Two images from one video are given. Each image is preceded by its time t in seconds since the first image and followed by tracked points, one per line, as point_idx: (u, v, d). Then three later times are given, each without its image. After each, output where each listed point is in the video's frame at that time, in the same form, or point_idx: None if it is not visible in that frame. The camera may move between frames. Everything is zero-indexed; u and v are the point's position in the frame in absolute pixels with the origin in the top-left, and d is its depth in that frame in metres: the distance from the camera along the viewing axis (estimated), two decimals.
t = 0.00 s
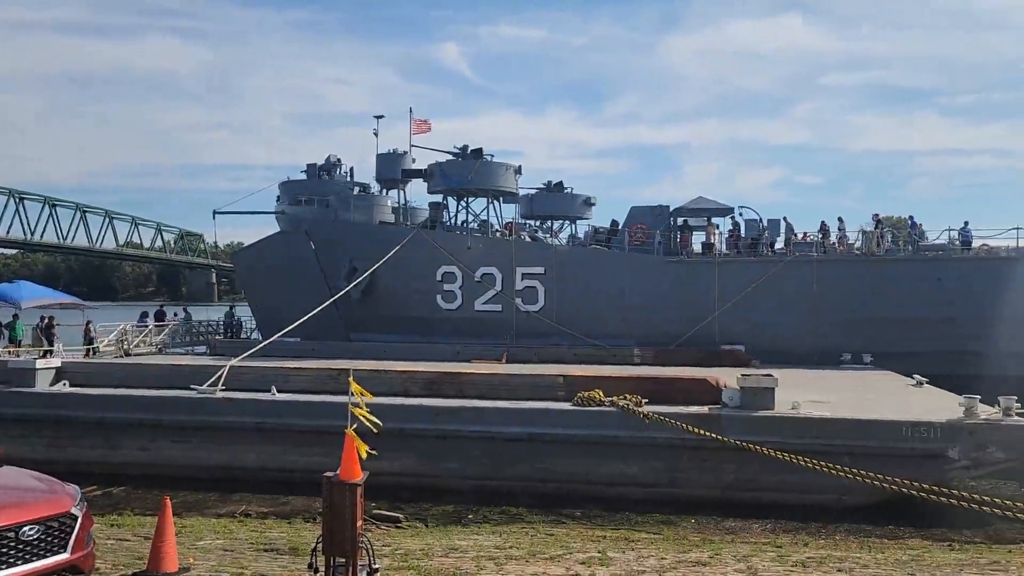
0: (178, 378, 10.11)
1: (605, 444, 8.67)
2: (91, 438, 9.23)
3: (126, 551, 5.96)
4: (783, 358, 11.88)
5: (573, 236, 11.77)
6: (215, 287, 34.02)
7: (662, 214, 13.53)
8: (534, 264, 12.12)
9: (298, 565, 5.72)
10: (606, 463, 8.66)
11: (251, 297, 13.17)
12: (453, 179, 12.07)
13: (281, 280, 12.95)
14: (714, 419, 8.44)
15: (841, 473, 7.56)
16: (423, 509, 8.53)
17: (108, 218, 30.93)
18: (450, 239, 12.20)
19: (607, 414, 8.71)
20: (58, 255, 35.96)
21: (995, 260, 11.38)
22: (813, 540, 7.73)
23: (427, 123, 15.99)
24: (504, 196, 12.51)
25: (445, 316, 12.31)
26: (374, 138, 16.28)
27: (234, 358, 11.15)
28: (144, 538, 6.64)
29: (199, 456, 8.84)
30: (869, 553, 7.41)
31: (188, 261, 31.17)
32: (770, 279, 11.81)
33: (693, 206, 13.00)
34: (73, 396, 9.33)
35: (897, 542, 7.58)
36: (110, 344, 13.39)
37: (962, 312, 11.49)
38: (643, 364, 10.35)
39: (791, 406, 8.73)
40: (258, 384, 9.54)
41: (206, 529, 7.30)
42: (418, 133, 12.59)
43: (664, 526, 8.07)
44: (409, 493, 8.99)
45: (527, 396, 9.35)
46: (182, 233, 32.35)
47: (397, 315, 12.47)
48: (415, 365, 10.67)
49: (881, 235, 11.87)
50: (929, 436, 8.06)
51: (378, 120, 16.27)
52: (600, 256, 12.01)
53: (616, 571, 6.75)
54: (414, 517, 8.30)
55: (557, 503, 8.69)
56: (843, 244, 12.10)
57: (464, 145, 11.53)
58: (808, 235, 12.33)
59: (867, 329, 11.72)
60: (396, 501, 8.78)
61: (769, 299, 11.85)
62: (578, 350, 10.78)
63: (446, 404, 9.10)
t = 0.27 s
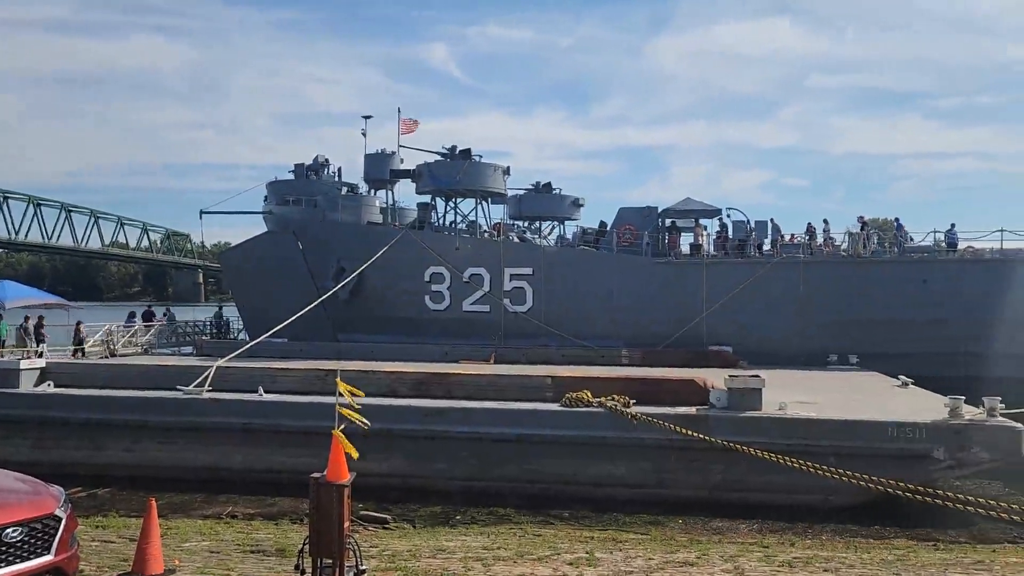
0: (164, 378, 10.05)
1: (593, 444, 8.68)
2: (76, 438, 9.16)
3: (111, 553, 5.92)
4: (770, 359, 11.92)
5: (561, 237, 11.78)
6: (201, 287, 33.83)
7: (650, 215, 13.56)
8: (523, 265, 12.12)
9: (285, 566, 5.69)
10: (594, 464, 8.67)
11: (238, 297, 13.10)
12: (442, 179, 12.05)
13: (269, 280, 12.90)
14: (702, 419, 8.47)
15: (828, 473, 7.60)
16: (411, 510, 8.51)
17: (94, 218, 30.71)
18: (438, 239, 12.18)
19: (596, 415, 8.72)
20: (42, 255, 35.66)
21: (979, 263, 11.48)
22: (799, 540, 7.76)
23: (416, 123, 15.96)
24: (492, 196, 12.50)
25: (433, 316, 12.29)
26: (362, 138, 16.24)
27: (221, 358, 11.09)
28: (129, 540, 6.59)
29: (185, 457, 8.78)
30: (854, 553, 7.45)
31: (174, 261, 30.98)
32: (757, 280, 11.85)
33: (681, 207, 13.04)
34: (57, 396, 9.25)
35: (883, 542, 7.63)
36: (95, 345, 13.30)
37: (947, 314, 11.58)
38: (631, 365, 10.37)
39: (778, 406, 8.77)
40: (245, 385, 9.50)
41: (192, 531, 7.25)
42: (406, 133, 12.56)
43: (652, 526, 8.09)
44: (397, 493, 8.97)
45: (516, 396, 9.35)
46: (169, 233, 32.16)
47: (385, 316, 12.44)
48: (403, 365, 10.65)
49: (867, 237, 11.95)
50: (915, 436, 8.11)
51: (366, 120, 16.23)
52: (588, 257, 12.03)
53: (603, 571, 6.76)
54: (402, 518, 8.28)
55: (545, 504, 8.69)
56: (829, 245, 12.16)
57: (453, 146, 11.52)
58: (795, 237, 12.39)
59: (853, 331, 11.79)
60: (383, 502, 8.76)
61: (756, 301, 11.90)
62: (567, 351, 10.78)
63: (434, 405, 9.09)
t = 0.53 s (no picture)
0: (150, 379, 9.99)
1: (581, 445, 8.69)
2: (60, 440, 9.09)
3: (95, 555, 5.87)
4: (757, 360, 11.97)
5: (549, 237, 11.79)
6: (187, 288, 33.65)
7: (638, 216, 13.59)
8: (510, 266, 12.12)
9: (271, 568, 5.66)
10: (582, 464, 8.68)
11: (224, 297, 13.04)
12: (429, 179, 12.03)
13: (255, 280, 12.84)
14: (689, 420, 8.49)
15: (813, 473, 7.64)
16: (397, 511, 8.49)
17: (79, 218, 30.49)
18: (425, 239, 12.16)
19: (583, 415, 8.73)
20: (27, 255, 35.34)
21: (964, 265, 11.57)
22: (785, 540, 7.80)
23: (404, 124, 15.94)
24: (480, 197, 12.50)
25: (420, 317, 12.27)
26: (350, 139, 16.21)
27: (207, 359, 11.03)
28: (113, 542, 6.54)
29: (170, 458, 8.73)
30: (840, 553, 7.49)
31: (160, 261, 30.80)
32: (744, 282, 11.90)
33: (668, 209, 13.09)
34: (41, 397, 9.18)
35: (868, 542, 7.67)
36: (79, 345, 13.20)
37: (932, 315, 11.66)
38: (618, 366, 10.39)
39: (765, 407, 8.80)
40: (231, 385, 9.45)
41: (177, 532, 7.21)
42: (394, 133, 12.54)
43: (639, 527, 8.10)
44: (384, 494, 8.94)
45: (503, 396, 9.35)
46: (155, 233, 31.96)
47: (372, 316, 12.41)
48: (390, 366, 10.62)
49: (853, 239, 12.03)
50: (900, 436, 8.16)
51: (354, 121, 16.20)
52: (576, 258, 12.04)
53: (590, 572, 6.77)
54: (389, 519, 8.26)
55: (532, 504, 8.69)
56: (815, 247, 12.23)
57: (440, 146, 11.51)
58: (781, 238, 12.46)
59: (839, 332, 11.85)
60: (370, 503, 8.73)
61: (743, 302, 11.95)
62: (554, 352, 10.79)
63: (421, 405, 9.07)
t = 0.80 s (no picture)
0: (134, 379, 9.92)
1: (567, 445, 8.70)
2: (43, 440, 9.01)
3: (77, 557, 5.83)
4: (742, 360, 12.02)
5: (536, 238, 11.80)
6: (172, 287, 33.45)
7: (625, 217, 13.61)
8: (497, 266, 12.12)
9: (255, 569, 5.64)
10: (568, 465, 8.69)
11: (209, 297, 12.96)
12: (416, 179, 12.01)
13: (241, 280, 12.78)
14: (675, 420, 8.51)
15: (798, 473, 7.68)
16: (384, 512, 8.48)
17: (62, 217, 30.23)
18: (412, 239, 12.14)
19: (570, 415, 8.74)
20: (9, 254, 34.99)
21: (947, 266, 11.67)
22: (770, 540, 7.83)
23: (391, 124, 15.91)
24: (467, 197, 12.49)
25: (407, 317, 12.25)
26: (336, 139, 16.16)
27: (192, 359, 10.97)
28: (96, 544, 6.50)
29: (155, 459, 8.68)
30: (824, 552, 7.54)
31: (145, 261, 30.60)
32: (730, 282, 11.95)
33: (654, 210, 13.13)
34: (23, 398, 9.10)
35: (852, 541, 7.72)
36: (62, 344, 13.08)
37: (915, 316, 11.75)
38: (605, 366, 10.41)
39: (750, 407, 8.84)
40: (216, 386, 9.40)
41: (162, 534, 7.17)
42: (381, 133, 12.51)
43: (625, 527, 8.12)
44: (370, 495, 8.92)
45: (490, 397, 9.34)
46: (140, 232, 31.75)
47: (358, 316, 12.38)
48: (377, 366, 10.60)
49: (838, 240, 12.10)
50: (883, 436, 8.22)
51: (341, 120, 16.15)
52: (563, 258, 12.06)
53: (576, 572, 6.78)
54: (375, 520, 8.25)
55: (519, 505, 8.69)
56: (801, 248, 12.30)
57: (427, 146, 11.49)
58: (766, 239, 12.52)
59: (824, 333, 11.92)
60: (356, 504, 8.71)
61: (728, 302, 12.00)
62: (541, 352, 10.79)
63: (408, 406, 9.05)
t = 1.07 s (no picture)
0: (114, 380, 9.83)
1: (551, 446, 8.71)
2: (21, 442, 8.91)
3: (56, 559, 5.76)
4: (725, 361, 12.07)
5: (520, 238, 11.80)
6: (152, 287, 33.17)
7: (608, 217, 13.64)
8: (481, 267, 12.11)
9: (236, 571, 5.60)
10: (552, 465, 8.70)
11: (190, 297, 12.86)
12: (400, 179, 11.98)
13: (222, 280, 12.69)
14: (658, 420, 8.54)
15: (780, 473, 7.73)
16: (367, 513, 8.45)
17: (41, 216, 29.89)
18: (395, 240, 12.11)
19: (553, 416, 8.75)
20: None
21: (926, 267, 11.80)
22: (752, 539, 7.87)
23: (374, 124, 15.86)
24: (450, 197, 12.47)
25: (390, 317, 12.21)
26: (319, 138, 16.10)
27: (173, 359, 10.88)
28: (74, 546, 6.43)
29: (135, 460, 8.60)
30: (805, 551, 7.59)
31: (124, 260, 30.32)
32: (712, 283, 12.01)
33: (638, 211, 13.18)
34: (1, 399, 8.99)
35: (833, 540, 7.77)
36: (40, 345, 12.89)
37: (895, 316, 11.87)
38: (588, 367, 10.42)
39: (732, 407, 8.88)
40: (198, 386, 9.33)
41: (141, 536, 7.10)
42: (364, 133, 12.47)
43: (609, 527, 8.14)
44: (353, 496, 8.89)
45: (473, 397, 9.33)
46: (119, 232, 31.45)
47: (341, 316, 12.34)
48: (360, 367, 10.56)
49: (819, 241, 12.20)
50: (864, 436, 8.28)
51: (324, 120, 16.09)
52: (546, 259, 12.08)
53: (559, 572, 6.79)
54: (358, 521, 8.21)
55: (502, 505, 8.69)
56: (782, 249, 12.39)
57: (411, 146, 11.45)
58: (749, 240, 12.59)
59: (806, 333, 12.00)
60: (339, 504, 8.68)
61: (711, 303, 12.05)
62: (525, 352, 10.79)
63: (391, 406, 9.03)
